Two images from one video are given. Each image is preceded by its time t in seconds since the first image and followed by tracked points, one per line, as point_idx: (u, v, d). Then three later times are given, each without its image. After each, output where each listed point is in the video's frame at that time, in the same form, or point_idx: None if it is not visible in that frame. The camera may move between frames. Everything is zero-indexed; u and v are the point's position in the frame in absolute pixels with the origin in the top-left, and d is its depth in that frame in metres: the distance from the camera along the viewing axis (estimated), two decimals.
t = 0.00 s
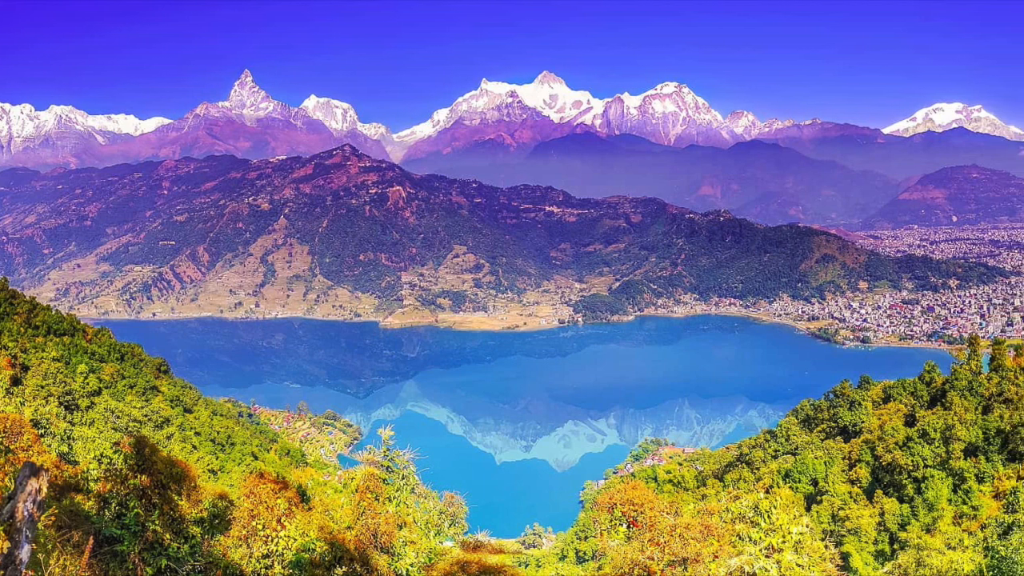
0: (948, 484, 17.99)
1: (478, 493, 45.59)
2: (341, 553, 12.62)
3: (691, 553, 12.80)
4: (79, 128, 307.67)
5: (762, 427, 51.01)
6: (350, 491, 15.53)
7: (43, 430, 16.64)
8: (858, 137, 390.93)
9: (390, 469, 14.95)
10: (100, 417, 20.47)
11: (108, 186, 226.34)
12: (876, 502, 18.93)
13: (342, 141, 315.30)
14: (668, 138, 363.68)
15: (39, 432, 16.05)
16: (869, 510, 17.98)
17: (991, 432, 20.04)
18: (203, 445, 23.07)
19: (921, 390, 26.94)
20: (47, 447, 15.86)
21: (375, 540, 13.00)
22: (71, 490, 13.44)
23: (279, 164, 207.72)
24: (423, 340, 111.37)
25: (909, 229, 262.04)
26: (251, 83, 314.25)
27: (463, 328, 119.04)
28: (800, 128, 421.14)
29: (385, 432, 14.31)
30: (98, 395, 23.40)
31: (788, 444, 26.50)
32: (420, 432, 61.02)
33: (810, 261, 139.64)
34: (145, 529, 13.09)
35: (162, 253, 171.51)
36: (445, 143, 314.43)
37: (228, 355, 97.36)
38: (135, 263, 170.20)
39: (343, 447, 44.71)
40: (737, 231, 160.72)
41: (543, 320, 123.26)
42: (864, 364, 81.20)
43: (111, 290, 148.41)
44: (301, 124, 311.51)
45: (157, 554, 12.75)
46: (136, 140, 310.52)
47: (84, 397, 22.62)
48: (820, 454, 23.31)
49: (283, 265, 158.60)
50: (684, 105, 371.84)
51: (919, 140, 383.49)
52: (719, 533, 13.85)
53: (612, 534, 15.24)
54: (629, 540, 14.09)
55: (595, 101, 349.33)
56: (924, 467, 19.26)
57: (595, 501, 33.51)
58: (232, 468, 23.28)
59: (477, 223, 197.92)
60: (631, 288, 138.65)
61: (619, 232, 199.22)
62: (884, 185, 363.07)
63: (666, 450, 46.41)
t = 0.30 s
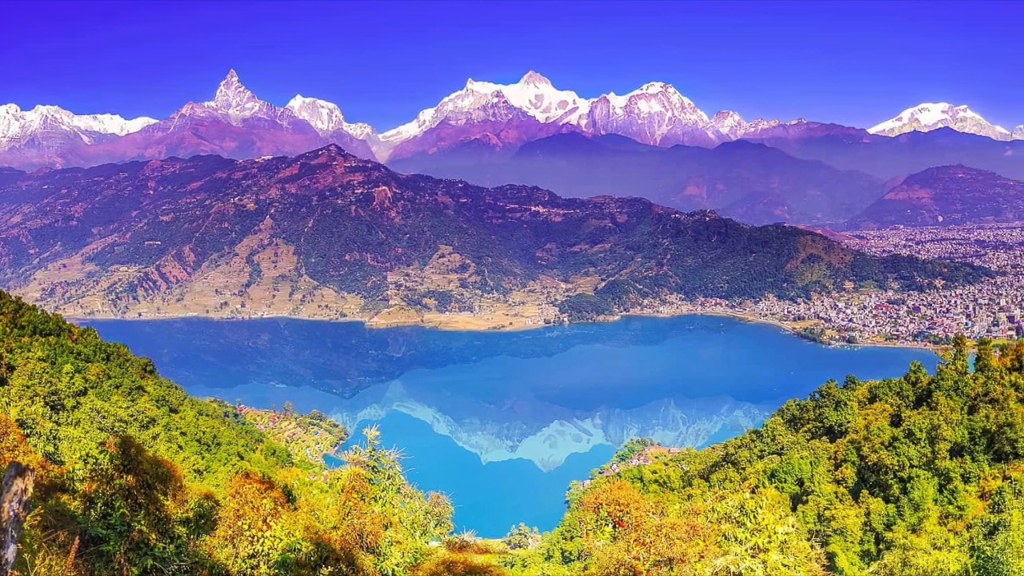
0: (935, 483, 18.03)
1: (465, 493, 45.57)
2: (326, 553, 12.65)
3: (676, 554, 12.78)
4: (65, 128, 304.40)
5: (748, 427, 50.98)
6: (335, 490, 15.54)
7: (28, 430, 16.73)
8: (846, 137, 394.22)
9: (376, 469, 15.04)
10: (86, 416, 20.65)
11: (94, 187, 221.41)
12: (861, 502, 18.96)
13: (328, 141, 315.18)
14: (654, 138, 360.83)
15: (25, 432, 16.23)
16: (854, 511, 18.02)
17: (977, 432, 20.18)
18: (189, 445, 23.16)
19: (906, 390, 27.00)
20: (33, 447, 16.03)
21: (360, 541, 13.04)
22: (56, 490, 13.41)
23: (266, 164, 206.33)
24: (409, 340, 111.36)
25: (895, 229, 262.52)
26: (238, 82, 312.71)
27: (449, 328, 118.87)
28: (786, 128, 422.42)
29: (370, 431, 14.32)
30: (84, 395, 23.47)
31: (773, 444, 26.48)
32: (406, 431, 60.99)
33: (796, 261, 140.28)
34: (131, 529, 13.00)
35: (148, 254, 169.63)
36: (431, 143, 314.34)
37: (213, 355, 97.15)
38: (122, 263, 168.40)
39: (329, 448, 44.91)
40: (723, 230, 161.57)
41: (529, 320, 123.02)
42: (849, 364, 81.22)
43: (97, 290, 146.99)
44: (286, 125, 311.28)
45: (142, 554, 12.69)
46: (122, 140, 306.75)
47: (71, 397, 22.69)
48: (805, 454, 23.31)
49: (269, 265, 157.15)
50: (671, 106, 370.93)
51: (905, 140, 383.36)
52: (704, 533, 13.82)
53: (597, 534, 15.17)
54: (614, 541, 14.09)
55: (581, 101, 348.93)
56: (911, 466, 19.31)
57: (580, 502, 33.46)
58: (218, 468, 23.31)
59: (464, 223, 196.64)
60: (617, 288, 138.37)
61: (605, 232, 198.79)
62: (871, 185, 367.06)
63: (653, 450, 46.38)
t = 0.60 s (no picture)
0: (920, 484, 18.11)
1: (450, 493, 45.61)
2: (313, 554, 12.68)
3: (662, 554, 12.78)
4: (50, 128, 300.83)
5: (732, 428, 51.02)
6: (320, 491, 15.53)
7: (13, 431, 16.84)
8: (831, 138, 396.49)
9: (362, 469, 15.02)
10: (72, 417, 20.82)
11: (79, 186, 218.18)
12: (847, 502, 18.98)
13: (313, 141, 315.09)
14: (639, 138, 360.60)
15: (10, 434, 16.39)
16: (840, 511, 18.06)
17: (963, 432, 20.24)
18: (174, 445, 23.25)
19: (892, 390, 27.07)
20: (18, 447, 16.09)
21: (346, 541, 13.10)
22: (42, 489, 13.37)
23: (251, 163, 202.12)
24: (394, 340, 111.34)
25: (881, 229, 262.92)
26: (223, 82, 310.92)
27: (435, 328, 118.79)
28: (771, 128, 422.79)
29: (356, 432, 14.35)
30: (70, 395, 23.56)
31: (759, 445, 26.55)
32: (392, 431, 61.02)
33: (782, 261, 140.66)
34: (116, 529, 13.06)
35: (134, 254, 167.81)
36: (416, 143, 314.00)
37: (199, 355, 96.95)
38: (107, 263, 166.61)
39: (314, 448, 45.04)
40: (709, 231, 161.84)
41: (514, 320, 122.66)
42: (835, 364, 81.23)
43: (83, 290, 145.61)
44: (272, 124, 310.28)
45: (129, 554, 12.82)
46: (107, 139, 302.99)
47: (56, 397, 22.76)
48: (791, 455, 23.34)
49: (255, 264, 156.26)
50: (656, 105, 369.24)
51: (891, 140, 385.22)
52: (690, 533, 13.80)
53: (583, 534, 15.15)
54: (600, 541, 14.08)
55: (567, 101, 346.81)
56: (896, 467, 19.39)
57: (565, 501, 33.46)
58: (203, 468, 23.43)
59: (449, 223, 195.20)
60: (603, 288, 138.04)
61: (591, 232, 198.23)
62: (856, 185, 369.78)
63: (638, 450, 46.43)
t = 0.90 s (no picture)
0: (906, 484, 18.16)
1: (436, 493, 45.62)
2: (299, 553, 12.66)
3: (648, 553, 12.78)
4: (37, 128, 298.17)
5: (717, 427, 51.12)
6: (306, 491, 15.46)
7: None
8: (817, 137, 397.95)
9: (348, 469, 15.04)
10: (58, 416, 20.98)
11: (65, 186, 216.16)
12: (832, 502, 18.99)
13: (299, 142, 315.05)
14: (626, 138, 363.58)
15: None
16: (826, 511, 18.07)
17: (949, 433, 20.28)
18: (160, 445, 23.32)
19: (877, 390, 27.18)
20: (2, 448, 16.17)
21: (332, 540, 13.08)
22: (28, 489, 13.53)
23: (237, 163, 198.91)
24: (380, 340, 111.31)
25: (867, 229, 263.67)
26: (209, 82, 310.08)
27: (421, 328, 118.69)
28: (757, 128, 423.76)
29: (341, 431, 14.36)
30: (56, 394, 23.65)
31: (745, 444, 26.66)
32: (378, 431, 60.96)
33: (767, 261, 140.91)
34: (102, 528, 12.99)
35: (120, 253, 166.59)
36: (403, 143, 313.75)
37: (185, 355, 96.92)
38: (93, 263, 165.56)
39: (300, 447, 44.98)
40: (694, 230, 161.87)
41: (500, 320, 122.47)
42: (820, 364, 81.26)
43: (68, 290, 144.73)
44: (258, 125, 309.77)
45: (114, 554, 12.72)
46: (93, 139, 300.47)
47: (42, 397, 22.92)
48: (777, 454, 23.39)
49: (240, 265, 154.54)
50: (642, 106, 373.40)
51: (877, 140, 386.69)
52: (676, 533, 13.81)
53: (569, 534, 15.15)
54: (586, 541, 14.07)
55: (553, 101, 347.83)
56: (881, 467, 19.46)
57: (551, 501, 33.40)
58: (190, 468, 23.53)
59: (435, 223, 194.59)
60: (588, 288, 137.86)
61: (577, 232, 197.97)
62: (841, 185, 368.44)
63: (623, 450, 46.54)
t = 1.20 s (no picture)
0: (892, 484, 18.25)
1: (422, 493, 45.70)
2: (284, 553, 12.59)
3: (634, 553, 12.76)
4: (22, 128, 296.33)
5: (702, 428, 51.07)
6: (293, 490, 15.51)
7: None
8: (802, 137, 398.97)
9: (333, 469, 15.07)
10: (44, 416, 21.38)
11: (50, 186, 215.13)
12: (818, 502, 19.05)
13: (285, 141, 314.95)
14: (611, 138, 363.28)
15: None
16: (811, 510, 18.15)
17: (935, 432, 20.42)
18: (146, 445, 23.60)
19: (863, 390, 27.35)
20: None
21: (318, 541, 13.08)
22: (13, 490, 13.22)
23: (222, 163, 195.46)
24: (366, 340, 111.23)
25: (853, 228, 264.20)
26: (195, 82, 309.74)
27: (406, 328, 118.75)
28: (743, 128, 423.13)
29: (327, 432, 14.40)
30: (42, 395, 24.07)
31: (731, 445, 26.78)
32: (363, 431, 61.12)
33: (753, 261, 141.25)
34: (88, 528, 12.77)
35: (105, 253, 165.97)
36: (388, 143, 313.96)
37: (170, 355, 96.79)
38: (79, 263, 164.96)
39: (285, 447, 44.88)
40: (680, 231, 163.09)
41: (486, 320, 122.23)
42: (806, 364, 81.36)
43: (54, 290, 144.35)
44: (244, 124, 309.63)
45: (99, 554, 12.44)
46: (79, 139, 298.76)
47: (28, 397, 23.35)
48: (763, 455, 23.51)
49: (226, 264, 153.42)
50: (627, 105, 373.63)
51: (862, 140, 388.01)
52: (661, 533, 13.81)
53: (553, 533, 15.18)
54: (571, 541, 14.05)
55: (539, 101, 349.38)
56: (868, 467, 19.51)
57: (537, 501, 33.46)
58: (176, 467, 23.87)
59: (421, 223, 194.18)
60: (574, 288, 137.45)
61: (563, 232, 197.90)
62: (827, 185, 368.50)
63: (609, 450, 46.52)
